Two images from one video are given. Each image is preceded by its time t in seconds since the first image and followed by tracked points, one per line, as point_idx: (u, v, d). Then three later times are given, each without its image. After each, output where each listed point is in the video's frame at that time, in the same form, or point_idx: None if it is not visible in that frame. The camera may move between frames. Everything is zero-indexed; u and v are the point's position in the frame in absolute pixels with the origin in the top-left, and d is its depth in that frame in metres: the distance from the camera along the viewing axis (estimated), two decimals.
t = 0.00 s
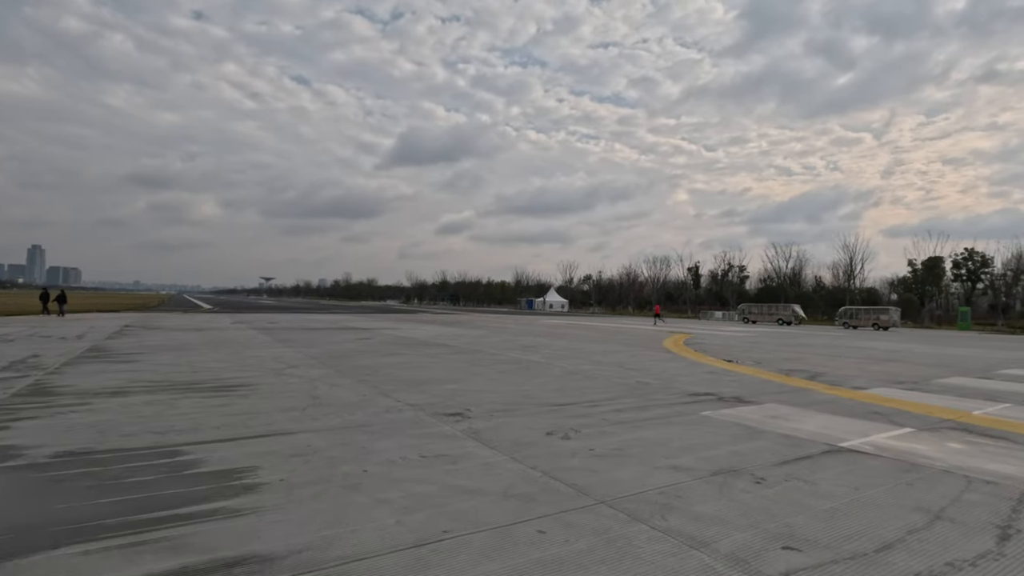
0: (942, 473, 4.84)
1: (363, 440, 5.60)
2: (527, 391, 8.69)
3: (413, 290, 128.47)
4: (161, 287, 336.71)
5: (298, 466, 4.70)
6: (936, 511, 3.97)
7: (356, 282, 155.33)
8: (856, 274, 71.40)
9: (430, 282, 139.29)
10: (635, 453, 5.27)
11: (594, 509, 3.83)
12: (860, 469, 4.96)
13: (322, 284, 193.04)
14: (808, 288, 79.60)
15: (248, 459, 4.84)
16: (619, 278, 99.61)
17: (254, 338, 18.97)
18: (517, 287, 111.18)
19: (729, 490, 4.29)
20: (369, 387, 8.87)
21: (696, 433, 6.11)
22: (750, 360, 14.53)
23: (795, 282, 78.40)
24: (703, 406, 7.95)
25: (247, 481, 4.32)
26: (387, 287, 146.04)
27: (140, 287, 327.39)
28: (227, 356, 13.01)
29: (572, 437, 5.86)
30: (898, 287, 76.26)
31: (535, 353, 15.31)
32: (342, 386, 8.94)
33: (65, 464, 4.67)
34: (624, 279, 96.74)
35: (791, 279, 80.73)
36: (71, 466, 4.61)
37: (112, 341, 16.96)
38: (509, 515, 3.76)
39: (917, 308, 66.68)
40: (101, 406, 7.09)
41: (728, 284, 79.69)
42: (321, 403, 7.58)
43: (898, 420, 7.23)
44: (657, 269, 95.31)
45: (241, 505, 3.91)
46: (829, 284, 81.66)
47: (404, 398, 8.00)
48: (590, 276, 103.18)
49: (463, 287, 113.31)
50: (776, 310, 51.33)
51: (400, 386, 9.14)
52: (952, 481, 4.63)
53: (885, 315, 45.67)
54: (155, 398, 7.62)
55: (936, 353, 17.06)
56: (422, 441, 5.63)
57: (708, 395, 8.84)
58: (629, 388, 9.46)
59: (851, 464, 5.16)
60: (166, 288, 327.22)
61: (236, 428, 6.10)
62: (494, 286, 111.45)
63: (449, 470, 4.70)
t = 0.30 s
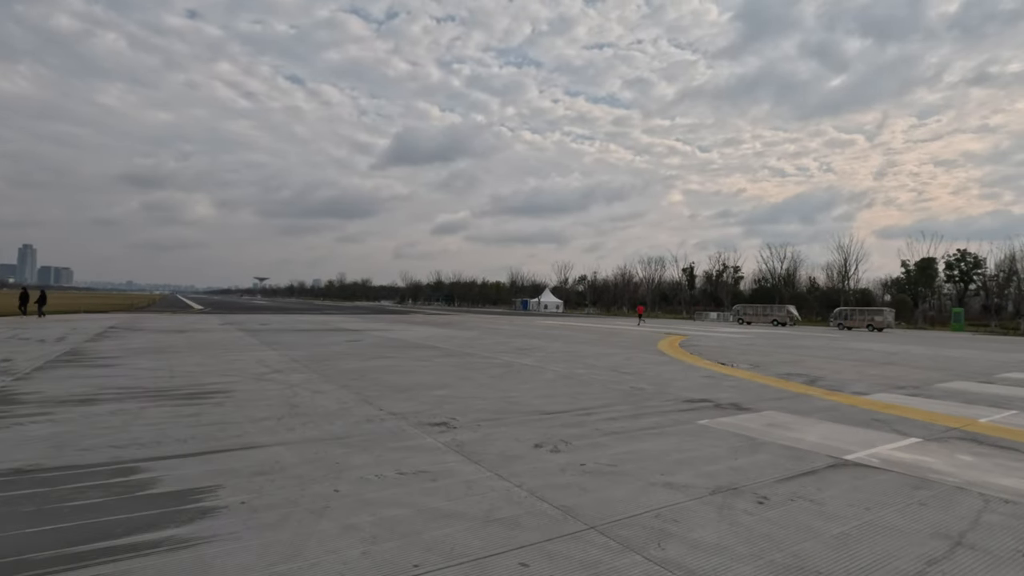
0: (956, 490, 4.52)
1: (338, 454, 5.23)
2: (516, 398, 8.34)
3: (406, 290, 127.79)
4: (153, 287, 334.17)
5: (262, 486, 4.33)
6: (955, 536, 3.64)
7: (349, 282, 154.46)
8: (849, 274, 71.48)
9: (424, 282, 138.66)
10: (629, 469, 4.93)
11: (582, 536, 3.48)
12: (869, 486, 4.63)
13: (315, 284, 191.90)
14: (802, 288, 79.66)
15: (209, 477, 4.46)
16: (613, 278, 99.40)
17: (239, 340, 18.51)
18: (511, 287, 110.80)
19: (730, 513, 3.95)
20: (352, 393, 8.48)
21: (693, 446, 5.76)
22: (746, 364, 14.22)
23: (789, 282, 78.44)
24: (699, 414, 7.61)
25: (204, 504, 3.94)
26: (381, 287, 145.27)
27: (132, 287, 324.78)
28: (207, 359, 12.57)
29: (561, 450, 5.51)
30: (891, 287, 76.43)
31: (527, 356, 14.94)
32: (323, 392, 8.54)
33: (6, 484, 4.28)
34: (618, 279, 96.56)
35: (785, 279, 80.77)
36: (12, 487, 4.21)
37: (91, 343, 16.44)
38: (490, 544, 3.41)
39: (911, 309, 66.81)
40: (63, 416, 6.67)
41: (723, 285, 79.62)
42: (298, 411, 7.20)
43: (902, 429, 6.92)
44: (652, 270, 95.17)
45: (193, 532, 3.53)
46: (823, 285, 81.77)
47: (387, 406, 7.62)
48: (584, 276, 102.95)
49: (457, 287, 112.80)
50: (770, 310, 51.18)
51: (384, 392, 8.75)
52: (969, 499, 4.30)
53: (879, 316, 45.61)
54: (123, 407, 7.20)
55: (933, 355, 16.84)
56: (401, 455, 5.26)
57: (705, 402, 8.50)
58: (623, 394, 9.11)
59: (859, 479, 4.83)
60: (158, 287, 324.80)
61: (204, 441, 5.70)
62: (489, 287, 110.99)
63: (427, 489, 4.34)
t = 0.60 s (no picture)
0: (983, 501, 4.19)
1: (318, 462, 4.86)
2: (511, 400, 7.98)
3: (402, 291, 127.19)
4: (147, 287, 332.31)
5: (231, 498, 3.95)
6: (991, 553, 3.30)
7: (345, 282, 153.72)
8: (846, 275, 71.38)
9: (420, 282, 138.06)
10: (630, 478, 4.57)
11: (581, 557, 3.13)
12: (889, 495, 4.29)
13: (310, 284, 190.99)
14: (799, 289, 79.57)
15: (173, 489, 4.08)
16: (610, 278, 99.15)
17: (228, 340, 18.07)
18: (507, 287, 110.42)
19: (743, 527, 3.60)
20: (339, 395, 8.11)
21: (698, 452, 5.41)
22: (747, 364, 13.90)
23: (786, 282, 78.33)
24: (702, 417, 7.28)
25: (164, 519, 3.57)
26: (377, 287, 144.70)
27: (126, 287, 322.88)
28: (192, 360, 12.14)
29: (557, 457, 5.15)
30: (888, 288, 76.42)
31: (522, 356, 14.57)
32: (309, 394, 8.16)
33: None
34: (615, 279, 96.30)
35: (781, 279, 80.67)
36: None
37: (73, 343, 15.94)
38: (478, 565, 3.05)
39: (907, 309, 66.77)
40: (28, 421, 6.26)
41: (720, 285, 79.41)
42: (281, 414, 6.82)
43: (916, 432, 6.60)
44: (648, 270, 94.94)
45: (147, 553, 3.16)
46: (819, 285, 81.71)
47: (375, 409, 7.25)
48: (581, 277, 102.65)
49: (453, 287, 112.26)
50: (768, 310, 50.93)
51: (372, 394, 8.37)
52: (999, 511, 3.97)
53: (877, 317, 45.45)
54: (94, 411, 6.80)
55: (936, 355, 16.56)
56: (386, 462, 4.90)
57: (707, 404, 8.16)
58: (622, 395, 8.76)
59: (877, 488, 4.49)
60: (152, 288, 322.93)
61: (175, 446, 5.32)
62: (485, 287, 110.51)
63: (412, 502, 3.98)
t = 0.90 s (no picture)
0: (1008, 519, 3.86)
1: (291, 476, 4.51)
2: (503, 406, 7.65)
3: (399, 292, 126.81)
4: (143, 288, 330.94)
5: (189, 520, 3.60)
6: None
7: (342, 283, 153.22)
8: (844, 275, 71.27)
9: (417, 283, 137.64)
10: (627, 494, 4.24)
11: None
12: (906, 513, 3.98)
13: (307, 285, 190.40)
14: (796, 289, 79.44)
15: (127, 510, 3.73)
16: (607, 279, 98.91)
17: (217, 342, 17.69)
18: (505, 288, 110.10)
19: (750, 553, 3.27)
20: (323, 401, 7.76)
21: (699, 464, 5.09)
22: (747, 367, 13.60)
23: (784, 283, 78.17)
24: (703, 424, 6.95)
25: (111, 546, 3.23)
26: (374, 288, 144.23)
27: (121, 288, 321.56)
28: (176, 363, 11.77)
29: (549, 470, 4.82)
30: (885, 288, 76.35)
31: (517, 359, 14.26)
32: (292, 400, 7.81)
33: None
34: (612, 280, 96.06)
35: (779, 280, 80.55)
36: None
37: (57, 346, 15.55)
38: None
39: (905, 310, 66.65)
40: None
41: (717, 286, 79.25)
42: (259, 423, 6.47)
43: (927, 440, 6.28)
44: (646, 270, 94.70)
45: None
46: (816, 285, 81.63)
47: (360, 416, 6.91)
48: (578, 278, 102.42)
49: (451, 288, 111.94)
50: (766, 311, 50.75)
51: (359, 400, 8.02)
52: None
53: (875, 317, 45.28)
54: (63, 419, 6.44)
55: (938, 357, 16.27)
56: (365, 477, 4.56)
57: (708, 410, 7.84)
58: (619, 401, 8.43)
59: (893, 504, 4.17)
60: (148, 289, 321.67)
61: (140, 458, 4.96)
62: (482, 288, 110.20)
63: (388, 524, 3.64)
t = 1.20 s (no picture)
0: None
1: (258, 489, 4.14)
2: (494, 409, 7.29)
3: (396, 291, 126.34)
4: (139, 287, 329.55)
5: (134, 542, 3.23)
6: None
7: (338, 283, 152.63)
8: (842, 276, 71.10)
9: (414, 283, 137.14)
10: (623, 509, 3.88)
11: None
12: (931, 531, 3.61)
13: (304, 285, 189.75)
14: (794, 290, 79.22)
15: (67, 530, 3.35)
16: (605, 279, 98.65)
17: (205, 342, 17.27)
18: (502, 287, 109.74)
19: None
20: (305, 405, 7.36)
21: (701, 474, 4.73)
22: (748, 368, 13.26)
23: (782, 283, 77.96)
24: (705, 429, 6.58)
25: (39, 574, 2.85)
26: (371, 288, 143.92)
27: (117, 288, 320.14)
28: (159, 364, 11.37)
29: (539, 482, 4.45)
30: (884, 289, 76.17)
31: (512, 359, 13.90)
32: (272, 403, 7.43)
33: None
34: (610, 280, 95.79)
35: (777, 280, 80.36)
36: None
37: (39, 346, 15.13)
38: None
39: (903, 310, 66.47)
40: None
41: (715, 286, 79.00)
42: (233, 427, 6.08)
43: (941, 446, 5.93)
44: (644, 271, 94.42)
45: None
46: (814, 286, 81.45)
47: (341, 421, 6.52)
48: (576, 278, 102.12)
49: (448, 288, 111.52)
50: (765, 311, 50.44)
51: (343, 403, 7.64)
52: None
53: (874, 317, 45.08)
54: (24, 424, 6.05)
55: (942, 358, 15.96)
56: (338, 489, 4.19)
57: (709, 414, 7.47)
58: (616, 404, 8.06)
59: (913, 520, 3.81)
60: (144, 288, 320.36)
61: (97, 468, 4.59)
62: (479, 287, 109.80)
63: (357, 545, 3.27)
